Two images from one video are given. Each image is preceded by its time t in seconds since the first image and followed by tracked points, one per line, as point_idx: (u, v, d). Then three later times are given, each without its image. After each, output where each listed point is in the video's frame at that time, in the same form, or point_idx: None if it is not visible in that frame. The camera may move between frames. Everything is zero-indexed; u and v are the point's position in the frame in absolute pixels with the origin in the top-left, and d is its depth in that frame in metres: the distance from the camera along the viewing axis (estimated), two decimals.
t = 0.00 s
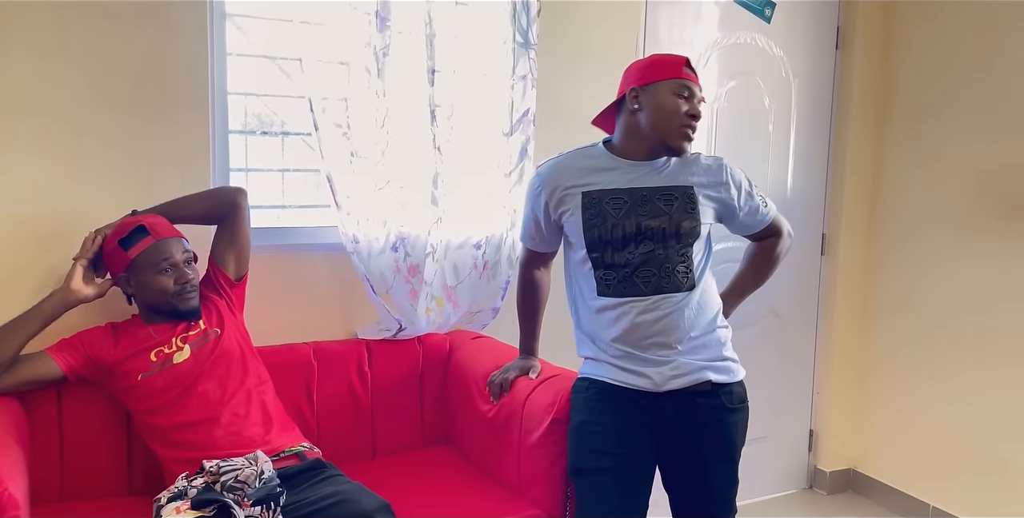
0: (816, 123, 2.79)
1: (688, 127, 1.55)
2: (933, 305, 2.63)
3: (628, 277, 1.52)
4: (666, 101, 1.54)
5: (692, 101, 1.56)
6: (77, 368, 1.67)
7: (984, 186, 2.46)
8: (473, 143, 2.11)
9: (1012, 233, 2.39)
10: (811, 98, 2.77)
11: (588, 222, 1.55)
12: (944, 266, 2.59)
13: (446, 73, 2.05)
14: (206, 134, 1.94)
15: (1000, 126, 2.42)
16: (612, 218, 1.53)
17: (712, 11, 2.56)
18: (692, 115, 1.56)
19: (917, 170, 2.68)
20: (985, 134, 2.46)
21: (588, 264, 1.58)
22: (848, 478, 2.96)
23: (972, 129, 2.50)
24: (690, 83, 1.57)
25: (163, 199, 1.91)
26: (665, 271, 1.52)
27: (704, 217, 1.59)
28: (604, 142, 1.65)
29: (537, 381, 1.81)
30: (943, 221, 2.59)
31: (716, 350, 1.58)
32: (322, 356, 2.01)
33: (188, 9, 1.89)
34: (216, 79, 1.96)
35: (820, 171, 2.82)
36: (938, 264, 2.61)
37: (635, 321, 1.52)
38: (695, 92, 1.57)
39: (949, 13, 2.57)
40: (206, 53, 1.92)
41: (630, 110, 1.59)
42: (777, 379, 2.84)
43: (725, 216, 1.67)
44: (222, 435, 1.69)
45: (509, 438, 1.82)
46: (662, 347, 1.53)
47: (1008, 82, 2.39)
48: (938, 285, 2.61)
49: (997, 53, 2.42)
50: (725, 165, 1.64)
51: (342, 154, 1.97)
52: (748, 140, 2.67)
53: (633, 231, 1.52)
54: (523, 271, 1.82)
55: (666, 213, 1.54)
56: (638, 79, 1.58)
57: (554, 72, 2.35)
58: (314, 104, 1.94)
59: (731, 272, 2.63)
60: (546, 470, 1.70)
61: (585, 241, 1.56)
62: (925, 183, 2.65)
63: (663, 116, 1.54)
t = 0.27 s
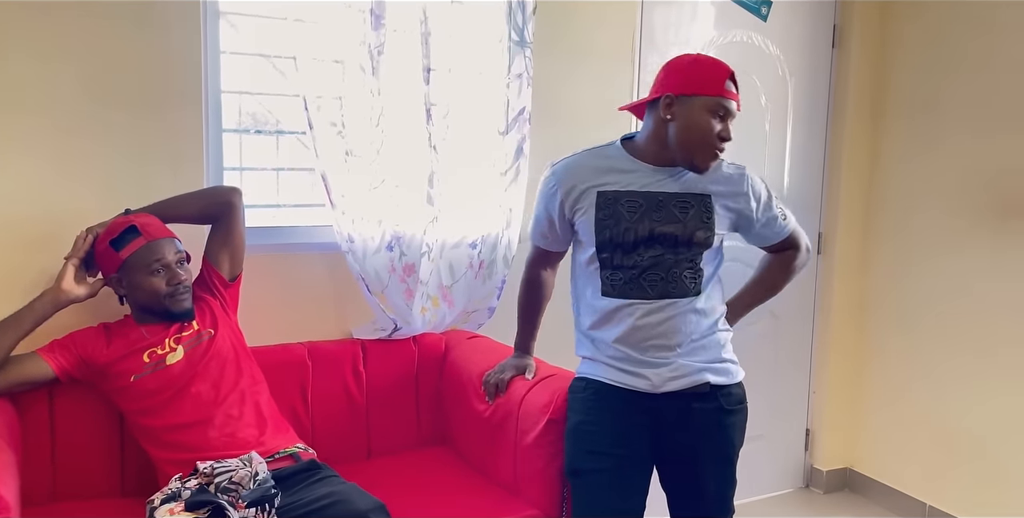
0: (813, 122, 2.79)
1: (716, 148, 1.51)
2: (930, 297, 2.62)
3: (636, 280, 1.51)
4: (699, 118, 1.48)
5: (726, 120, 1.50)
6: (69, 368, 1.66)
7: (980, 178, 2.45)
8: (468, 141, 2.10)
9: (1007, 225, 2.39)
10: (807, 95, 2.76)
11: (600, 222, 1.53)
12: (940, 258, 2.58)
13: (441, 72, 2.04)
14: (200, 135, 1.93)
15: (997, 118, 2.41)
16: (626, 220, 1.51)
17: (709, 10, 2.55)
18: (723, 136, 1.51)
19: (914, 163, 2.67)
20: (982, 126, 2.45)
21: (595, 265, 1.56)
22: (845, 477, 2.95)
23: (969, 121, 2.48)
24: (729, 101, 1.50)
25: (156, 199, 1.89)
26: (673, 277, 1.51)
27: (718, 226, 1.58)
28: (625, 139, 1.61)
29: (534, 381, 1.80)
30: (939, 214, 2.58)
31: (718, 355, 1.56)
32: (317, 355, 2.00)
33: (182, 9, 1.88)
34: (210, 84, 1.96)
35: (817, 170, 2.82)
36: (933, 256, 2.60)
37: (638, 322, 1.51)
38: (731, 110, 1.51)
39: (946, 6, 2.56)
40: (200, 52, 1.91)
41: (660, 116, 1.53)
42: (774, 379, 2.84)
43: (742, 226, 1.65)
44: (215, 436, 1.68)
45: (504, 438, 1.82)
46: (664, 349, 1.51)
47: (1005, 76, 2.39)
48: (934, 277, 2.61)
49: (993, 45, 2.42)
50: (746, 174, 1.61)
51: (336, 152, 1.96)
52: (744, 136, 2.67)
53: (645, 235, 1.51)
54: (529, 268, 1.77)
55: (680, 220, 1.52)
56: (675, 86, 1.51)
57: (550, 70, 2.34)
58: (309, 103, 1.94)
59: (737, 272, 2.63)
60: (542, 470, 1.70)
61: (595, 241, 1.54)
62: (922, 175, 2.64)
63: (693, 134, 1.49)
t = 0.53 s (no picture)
0: (805, 122, 2.79)
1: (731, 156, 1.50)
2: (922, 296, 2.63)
3: (638, 283, 1.50)
4: (719, 124, 1.47)
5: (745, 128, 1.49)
6: (56, 371, 1.64)
7: (971, 175, 2.46)
8: (460, 141, 2.09)
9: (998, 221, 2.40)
10: (798, 94, 2.76)
11: (608, 220, 1.51)
12: (930, 256, 2.59)
13: (432, 71, 2.03)
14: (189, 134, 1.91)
15: (987, 116, 2.42)
16: (635, 221, 1.50)
17: (701, 9, 2.54)
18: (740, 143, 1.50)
19: (905, 161, 2.67)
20: (973, 124, 2.46)
21: (597, 262, 1.54)
22: (836, 477, 2.96)
23: (960, 118, 2.49)
24: (750, 108, 1.49)
25: (145, 199, 1.88)
26: (674, 283, 1.51)
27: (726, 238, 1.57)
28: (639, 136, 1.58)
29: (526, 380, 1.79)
30: (930, 210, 2.59)
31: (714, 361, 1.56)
32: (306, 356, 1.99)
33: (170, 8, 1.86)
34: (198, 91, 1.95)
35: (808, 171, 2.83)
36: (924, 254, 2.61)
37: (637, 322, 1.50)
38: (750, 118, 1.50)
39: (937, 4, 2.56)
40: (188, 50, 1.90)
41: (679, 115, 1.51)
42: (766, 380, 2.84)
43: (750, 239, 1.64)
44: (204, 439, 1.67)
45: (496, 439, 1.81)
46: (659, 351, 1.51)
47: (996, 74, 2.39)
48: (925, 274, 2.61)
49: (983, 43, 2.42)
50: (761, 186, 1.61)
51: (326, 151, 1.95)
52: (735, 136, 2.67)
53: (651, 239, 1.50)
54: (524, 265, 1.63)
55: (688, 227, 1.52)
56: (699, 87, 1.49)
57: (541, 70, 2.33)
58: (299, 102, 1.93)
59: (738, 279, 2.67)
60: (534, 471, 1.69)
61: (601, 238, 1.51)
62: (913, 173, 2.64)
63: (711, 139, 1.48)
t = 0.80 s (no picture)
0: (791, 122, 2.80)
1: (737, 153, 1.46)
2: (906, 296, 2.65)
3: (644, 289, 1.46)
4: (725, 120, 1.43)
5: (751, 126, 1.45)
6: (37, 373, 1.62)
7: (953, 175, 2.48)
8: (447, 140, 2.09)
9: (979, 220, 2.42)
10: (784, 94, 2.77)
11: (620, 220, 1.45)
12: (913, 255, 2.61)
13: (419, 70, 2.02)
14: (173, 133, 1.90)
15: (968, 116, 2.44)
16: (646, 222, 1.45)
17: (688, 9, 2.55)
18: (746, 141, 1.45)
19: (889, 161, 2.69)
20: (954, 124, 2.48)
21: (602, 264, 1.47)
22: (823, 476, 2.98)
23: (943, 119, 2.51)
24: (755, 106, 1.45)
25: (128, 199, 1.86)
26: (679, 293, 1.47)
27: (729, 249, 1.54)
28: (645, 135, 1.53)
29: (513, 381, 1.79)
30: (913, 210, 2.61)
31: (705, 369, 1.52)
32: (292, 357, 1.98)
33: (155, 8, 1.86)
34: (182, 85, 1.93)
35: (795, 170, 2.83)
36: (907, 252, 2.63)
37: (635, 325, 1.47)
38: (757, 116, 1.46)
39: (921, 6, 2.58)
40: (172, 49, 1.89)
41: (685, 113, 1.47)
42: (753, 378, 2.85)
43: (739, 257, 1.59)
44: (188, 441, 1.65)
45: (482, 439, 1.81)
46: (652, 354, 1.48)
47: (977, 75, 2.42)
48: (907, 272, 2.64)
49: (966, 45, 2.45)
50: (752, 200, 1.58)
51: (311, 150, 1.94)
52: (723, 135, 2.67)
53: (657, 243, 1.46)
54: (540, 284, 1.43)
55: (695, 233, 1.48)
56: (704, 84, 1.45)
57: (528, 69, 2.33)
58: (284, 102, 1.91)
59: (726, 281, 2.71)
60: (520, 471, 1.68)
61: (610, 238, 1.46)
62: (897, 172, 2.67)
63: (717, 136, 1.44)
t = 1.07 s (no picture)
0: (772, 122, 2.82)
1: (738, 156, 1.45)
2: (887, 294, 2.67)
3: (643, 293, 1.47)
4: (724, 125, 1.42)
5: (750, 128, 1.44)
6: (15, 374, 1.60)
7: (932, 174, 2.51)
8: (430, 139, 2.08)
9: (957, 217, 2.45)
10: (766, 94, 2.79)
11: (625, 220, 1.45)
12: (894, 252, 2.64)
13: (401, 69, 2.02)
14: (153, 133, 1.89)
15: (947, 116, 2.47)
16: (649, 225, 1.46)
17: (671, 9, 2.55)
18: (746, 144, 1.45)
19: (870, 159, 2.72)
20: (934, 123, 2.51)
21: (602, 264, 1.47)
22: (805, 473, 3.00)
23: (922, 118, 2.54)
24: (753, 107, 1.44)
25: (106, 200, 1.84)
26: (674, 298, 1.50)
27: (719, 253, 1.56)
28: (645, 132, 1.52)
29: (496, 381, 1.79)
30: (894, 208, 2.64)
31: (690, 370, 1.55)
32: (273, 358, 1.96)
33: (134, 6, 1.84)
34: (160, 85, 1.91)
35: (778, 170, 2.86)
36: (888, 250, 2.66)
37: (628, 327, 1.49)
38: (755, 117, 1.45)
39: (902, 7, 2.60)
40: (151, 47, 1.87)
41: (683, 119, 1.45)
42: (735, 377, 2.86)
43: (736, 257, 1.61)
44: (167, 443, 1.64)
45: (466, 439, 1.81)
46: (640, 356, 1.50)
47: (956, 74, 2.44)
48: (889, 270, 2.66)
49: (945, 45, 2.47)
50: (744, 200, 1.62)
51: (293, 149, 1.92)
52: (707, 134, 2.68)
53: (657, 247, 1.47)
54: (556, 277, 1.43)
55: (692, 237, 1.50)
56: (701, 90, 1.43)
57: (512, 69, 2.33)
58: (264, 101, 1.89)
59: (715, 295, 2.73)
60: (504, 471, 1.68)
61: (614, 239, 1.46)
62: (878, 171, 2.69)
63: (716, 141, 1.42)
